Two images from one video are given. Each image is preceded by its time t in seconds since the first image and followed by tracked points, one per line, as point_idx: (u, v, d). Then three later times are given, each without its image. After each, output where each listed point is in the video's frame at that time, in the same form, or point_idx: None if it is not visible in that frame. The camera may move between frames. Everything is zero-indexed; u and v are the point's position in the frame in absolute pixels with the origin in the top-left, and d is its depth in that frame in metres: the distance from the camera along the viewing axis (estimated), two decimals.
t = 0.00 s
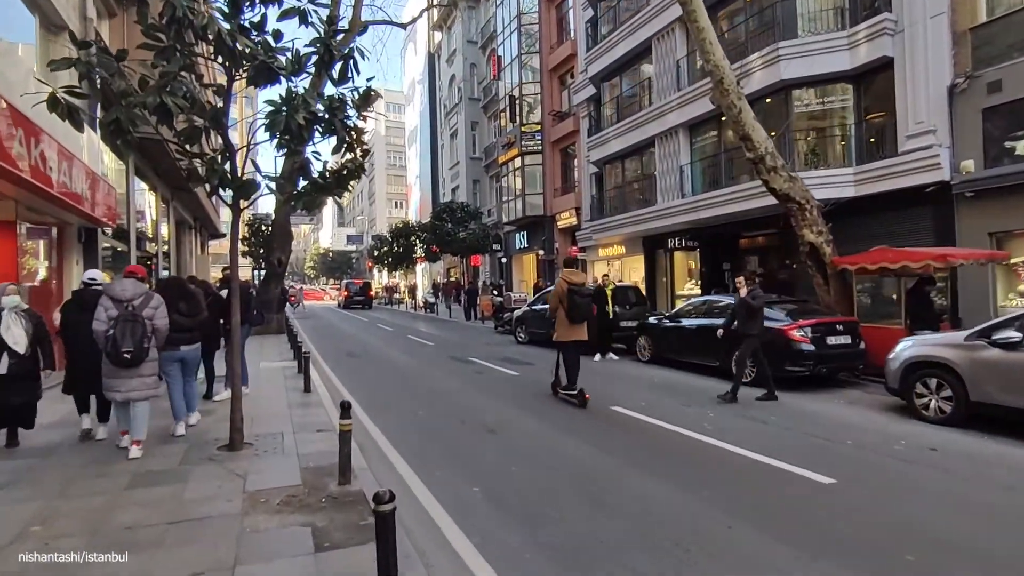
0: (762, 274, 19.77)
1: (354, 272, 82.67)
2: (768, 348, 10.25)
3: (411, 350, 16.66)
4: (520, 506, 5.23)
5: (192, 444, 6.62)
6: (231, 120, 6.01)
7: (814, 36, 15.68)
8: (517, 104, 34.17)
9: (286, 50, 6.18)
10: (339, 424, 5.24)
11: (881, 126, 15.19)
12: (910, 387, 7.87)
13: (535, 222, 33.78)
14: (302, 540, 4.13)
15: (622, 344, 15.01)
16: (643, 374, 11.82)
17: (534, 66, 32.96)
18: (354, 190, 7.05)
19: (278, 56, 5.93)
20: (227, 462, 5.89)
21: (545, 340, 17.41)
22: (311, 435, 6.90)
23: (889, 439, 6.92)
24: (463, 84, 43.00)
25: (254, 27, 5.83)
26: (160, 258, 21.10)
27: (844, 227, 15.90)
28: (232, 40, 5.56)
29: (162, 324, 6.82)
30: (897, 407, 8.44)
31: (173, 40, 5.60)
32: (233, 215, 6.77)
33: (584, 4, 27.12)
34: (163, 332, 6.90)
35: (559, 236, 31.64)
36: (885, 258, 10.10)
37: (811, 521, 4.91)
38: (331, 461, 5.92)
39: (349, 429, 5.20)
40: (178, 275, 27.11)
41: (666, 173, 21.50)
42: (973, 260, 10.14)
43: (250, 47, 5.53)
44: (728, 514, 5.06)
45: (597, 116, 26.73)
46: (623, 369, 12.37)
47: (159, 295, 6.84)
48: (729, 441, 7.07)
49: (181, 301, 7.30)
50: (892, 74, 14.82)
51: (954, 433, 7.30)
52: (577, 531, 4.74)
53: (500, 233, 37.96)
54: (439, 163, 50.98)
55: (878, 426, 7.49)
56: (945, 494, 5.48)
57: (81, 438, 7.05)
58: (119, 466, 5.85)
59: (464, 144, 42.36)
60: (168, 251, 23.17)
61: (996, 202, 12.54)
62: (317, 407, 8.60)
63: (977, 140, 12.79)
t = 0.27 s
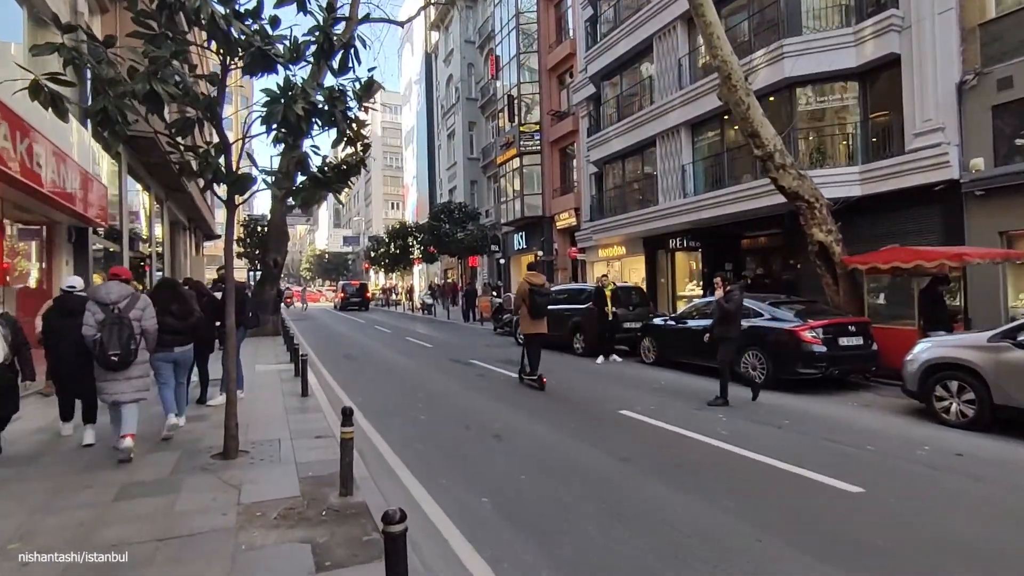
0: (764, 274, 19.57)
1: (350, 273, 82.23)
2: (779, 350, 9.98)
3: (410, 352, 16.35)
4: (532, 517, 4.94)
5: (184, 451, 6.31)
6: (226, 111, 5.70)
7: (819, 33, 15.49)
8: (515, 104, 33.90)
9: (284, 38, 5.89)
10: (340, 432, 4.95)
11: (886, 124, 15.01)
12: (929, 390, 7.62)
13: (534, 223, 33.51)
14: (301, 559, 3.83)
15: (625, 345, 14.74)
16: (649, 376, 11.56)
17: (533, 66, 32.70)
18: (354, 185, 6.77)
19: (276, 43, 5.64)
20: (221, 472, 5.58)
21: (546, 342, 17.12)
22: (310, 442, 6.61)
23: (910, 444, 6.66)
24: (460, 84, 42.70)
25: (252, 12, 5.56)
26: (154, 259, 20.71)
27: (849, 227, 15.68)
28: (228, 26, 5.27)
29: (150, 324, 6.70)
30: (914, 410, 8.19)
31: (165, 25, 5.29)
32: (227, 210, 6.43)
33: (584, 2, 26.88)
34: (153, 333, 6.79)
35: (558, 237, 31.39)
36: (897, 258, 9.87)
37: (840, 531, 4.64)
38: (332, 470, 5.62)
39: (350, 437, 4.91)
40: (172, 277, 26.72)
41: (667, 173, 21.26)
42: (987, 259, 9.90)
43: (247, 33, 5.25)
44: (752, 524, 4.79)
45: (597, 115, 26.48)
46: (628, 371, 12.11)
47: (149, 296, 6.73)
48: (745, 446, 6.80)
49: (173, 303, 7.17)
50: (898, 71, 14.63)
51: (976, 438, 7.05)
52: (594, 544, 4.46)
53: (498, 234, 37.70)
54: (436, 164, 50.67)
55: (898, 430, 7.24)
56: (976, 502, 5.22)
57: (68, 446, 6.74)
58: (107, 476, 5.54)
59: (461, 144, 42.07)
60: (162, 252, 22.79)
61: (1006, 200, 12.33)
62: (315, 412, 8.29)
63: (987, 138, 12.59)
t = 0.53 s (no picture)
0: (769, 274, 19.29)
1: (347, 274, 81.78)
2: (791, 351, 9.67)
3: (409, 353, 16.01)
4: (544, 532, 4.60)
5: (171, 459, 5.95)
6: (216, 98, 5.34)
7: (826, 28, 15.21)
8: (514, 102, 33.55)
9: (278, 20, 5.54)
10: (338, 440, 4.60)
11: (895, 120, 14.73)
12: (953, 393, 7.30)
13: (533, 223, 33.20)
14: None
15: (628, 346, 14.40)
16: (656, 378, 11.23)
17: (532, 64, 32.41)
18: (353, 178, 6.44)
19: (270, 25, 5.31)
20: (210, 482, 5.23)
21: (547, 343, 16.81)
22: (305, 449, 6.25)
23: (938, 450, 6.34)
24: (459, 82, 42.34)
25: None
26: (147, 258, 20.30)
27: (857, 225, 15.39)
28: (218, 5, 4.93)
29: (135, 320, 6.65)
30: (935, 414, 7.87)
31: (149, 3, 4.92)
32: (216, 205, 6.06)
33: None
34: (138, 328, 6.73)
35: (558, 237, 31.09)
36: (912, 256, 9.57)
37: (876, 546, 4.30)
38: (329, 480, 5.26)
39: (347, 446, 4.55)
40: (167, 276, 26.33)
41: (670, 171, 20.95)
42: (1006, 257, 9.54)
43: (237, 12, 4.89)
44: (781, 538, 4.47)
45: (597, 113, 26.19)
46: (634, 373, 11.78)
47: (135, 291, 6.71)
48: (764, 452, 6.48)
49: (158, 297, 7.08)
50: (907, 67, 14.36)
51: (1005, 443, 6.73)
52: (612, 563, 4.12)
53: (496, 234, 37.40)
54: (434, 163, 50.31)
55: (922, 435, 6.92)
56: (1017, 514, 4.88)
57: (50, 453, 6.38)
58: (87, 487, 5.18)
59: (460, 143, 41.71)
60: (156, 252, 22.41)
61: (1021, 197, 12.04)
62: (310, 417, 7.92)
63: (1001, 134, 12.30)
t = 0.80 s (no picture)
0: (774, 275, 18.97)
1: (345, 275, 81.38)
2: (804, 354, 9.35)
3: (409, 356, 15.68)
4: (557, 553, 4.26)
5: (158, 472, 5.60)
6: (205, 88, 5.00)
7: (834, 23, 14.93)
8: (514, 101, 33.23)
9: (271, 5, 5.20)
10: (335, 455, 4.26)
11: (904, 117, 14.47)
12: (980, 399, 6.98)
13: (533, 223, 32.89)
14: None
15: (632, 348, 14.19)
16: (664, 381, 10.90)
17: (532, 62, 32.07)
18: (351, 173, 6.10)
19: (263, 10, 4.98)
20: (197, 499, 4.88)
21: (550, 345, 16.49)
22: (300, 460, 5.90)
23: (970, 460, 6.01)
24: (458, 82, 42.02)
25: None
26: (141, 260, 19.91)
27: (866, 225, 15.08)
28: None
29: (125, 329, 6.50)
30: (959, 421, 7.55)
31: None
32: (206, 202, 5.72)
33: None
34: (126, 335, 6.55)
35: (558, 237, 30.78)
36: (929, 256, 9.27)
37: (920, 568, 3.97)
38: (325, 496, 4.92)
39: (345, 460, 4.22)
40: (163, 278, 25.97)
41: (673, 170, 20.63)
42: None
43: None
44: (814, 559, 4.14)
45: (599, 112, 25.88)
46: (641, 376, 11.45)
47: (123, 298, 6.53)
48: (785, 463, 6.14)
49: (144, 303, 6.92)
50: (917, 62, 14.09)
51: None
52: None
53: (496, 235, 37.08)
54: (433, 164, 49.99)
55: (950, 443, 6.59)
56: None
57: (29, 466, 6.02)
58: (66, 504, 4.83)
59: (459, 143, 41.39)
60: (151, 253, 22.06)
61: None
62: (307, 425, 7.58)
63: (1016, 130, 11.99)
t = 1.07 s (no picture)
0: (780, 274, 18.69)
1: (345, 275, 81.08)
2: (818, 356, 9.07)
3: (410, 358, 15.41)
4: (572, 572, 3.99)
5: (148, 483, 5.32)
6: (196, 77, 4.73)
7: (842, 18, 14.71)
8: (515, 100, 32.94)
9: None
10: (335, 468, 3.98)
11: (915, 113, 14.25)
12: (1007, 403, 6.70)
13: (534, 222, 32.60)
14: None
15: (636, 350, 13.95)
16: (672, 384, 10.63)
17: (533, 60, 31.77)
18: (351, 170, 5.82)
19: None
20: (188, 513, 4.60)
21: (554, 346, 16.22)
22: (298, 470, 5.63)
23: (1001, 469, 5.73)
24: (458, 80, 41.74)
25: None
26: (138, 260, 19.61)
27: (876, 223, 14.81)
28: None
29: (116, 329, 6.43)
30: (984, 426, 7.28)
31: None
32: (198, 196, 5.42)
33: None
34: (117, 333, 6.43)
35: (560, 237, 30.51)
36: (946, 254, 9.03)
37: None
38: (325, 510, 4.64)
39: (345, 473, 3.94)
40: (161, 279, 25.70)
41: (677, 168, 20.35)
42: None
43: None
44: None
45: (601, 110, 25.62)
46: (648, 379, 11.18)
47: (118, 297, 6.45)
48: (806, 471, 5.87)
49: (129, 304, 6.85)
50: (929, 57, 13.89)
51: None
52: None
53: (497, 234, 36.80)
54: (433, 163, 49.72)
55: (977, 450, 6.32)
56: None
57: (14, 473, 5.75)
58: (49, 518, 4.56)
59: (459, 142, 41.11)
60: (148, 253, 21.81)
61: None
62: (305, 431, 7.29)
63: None
